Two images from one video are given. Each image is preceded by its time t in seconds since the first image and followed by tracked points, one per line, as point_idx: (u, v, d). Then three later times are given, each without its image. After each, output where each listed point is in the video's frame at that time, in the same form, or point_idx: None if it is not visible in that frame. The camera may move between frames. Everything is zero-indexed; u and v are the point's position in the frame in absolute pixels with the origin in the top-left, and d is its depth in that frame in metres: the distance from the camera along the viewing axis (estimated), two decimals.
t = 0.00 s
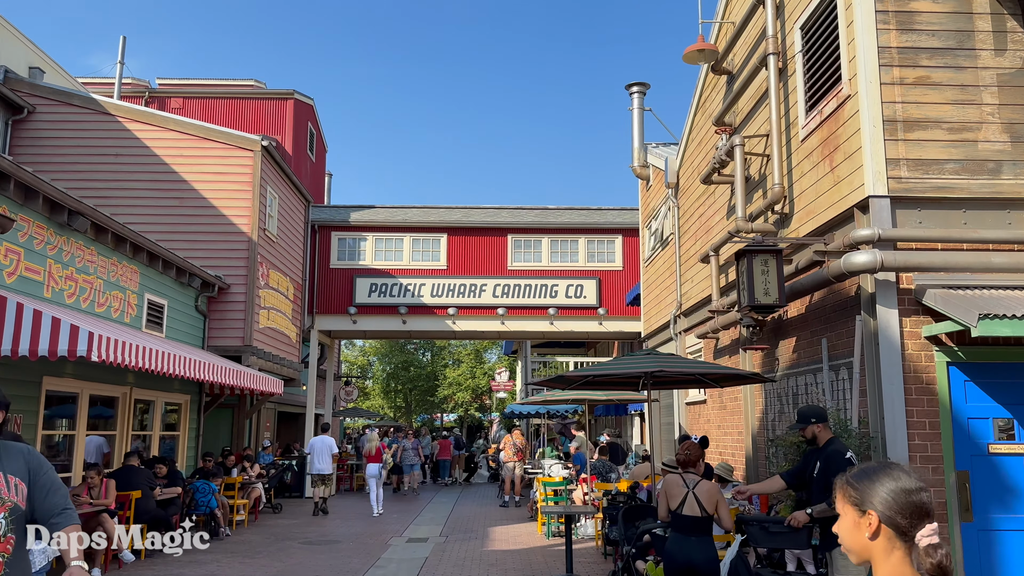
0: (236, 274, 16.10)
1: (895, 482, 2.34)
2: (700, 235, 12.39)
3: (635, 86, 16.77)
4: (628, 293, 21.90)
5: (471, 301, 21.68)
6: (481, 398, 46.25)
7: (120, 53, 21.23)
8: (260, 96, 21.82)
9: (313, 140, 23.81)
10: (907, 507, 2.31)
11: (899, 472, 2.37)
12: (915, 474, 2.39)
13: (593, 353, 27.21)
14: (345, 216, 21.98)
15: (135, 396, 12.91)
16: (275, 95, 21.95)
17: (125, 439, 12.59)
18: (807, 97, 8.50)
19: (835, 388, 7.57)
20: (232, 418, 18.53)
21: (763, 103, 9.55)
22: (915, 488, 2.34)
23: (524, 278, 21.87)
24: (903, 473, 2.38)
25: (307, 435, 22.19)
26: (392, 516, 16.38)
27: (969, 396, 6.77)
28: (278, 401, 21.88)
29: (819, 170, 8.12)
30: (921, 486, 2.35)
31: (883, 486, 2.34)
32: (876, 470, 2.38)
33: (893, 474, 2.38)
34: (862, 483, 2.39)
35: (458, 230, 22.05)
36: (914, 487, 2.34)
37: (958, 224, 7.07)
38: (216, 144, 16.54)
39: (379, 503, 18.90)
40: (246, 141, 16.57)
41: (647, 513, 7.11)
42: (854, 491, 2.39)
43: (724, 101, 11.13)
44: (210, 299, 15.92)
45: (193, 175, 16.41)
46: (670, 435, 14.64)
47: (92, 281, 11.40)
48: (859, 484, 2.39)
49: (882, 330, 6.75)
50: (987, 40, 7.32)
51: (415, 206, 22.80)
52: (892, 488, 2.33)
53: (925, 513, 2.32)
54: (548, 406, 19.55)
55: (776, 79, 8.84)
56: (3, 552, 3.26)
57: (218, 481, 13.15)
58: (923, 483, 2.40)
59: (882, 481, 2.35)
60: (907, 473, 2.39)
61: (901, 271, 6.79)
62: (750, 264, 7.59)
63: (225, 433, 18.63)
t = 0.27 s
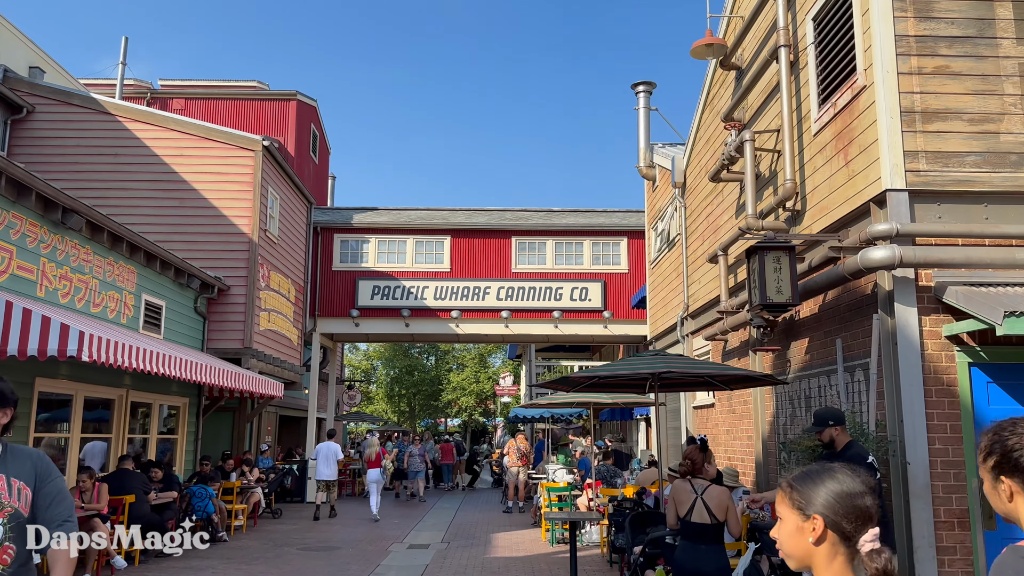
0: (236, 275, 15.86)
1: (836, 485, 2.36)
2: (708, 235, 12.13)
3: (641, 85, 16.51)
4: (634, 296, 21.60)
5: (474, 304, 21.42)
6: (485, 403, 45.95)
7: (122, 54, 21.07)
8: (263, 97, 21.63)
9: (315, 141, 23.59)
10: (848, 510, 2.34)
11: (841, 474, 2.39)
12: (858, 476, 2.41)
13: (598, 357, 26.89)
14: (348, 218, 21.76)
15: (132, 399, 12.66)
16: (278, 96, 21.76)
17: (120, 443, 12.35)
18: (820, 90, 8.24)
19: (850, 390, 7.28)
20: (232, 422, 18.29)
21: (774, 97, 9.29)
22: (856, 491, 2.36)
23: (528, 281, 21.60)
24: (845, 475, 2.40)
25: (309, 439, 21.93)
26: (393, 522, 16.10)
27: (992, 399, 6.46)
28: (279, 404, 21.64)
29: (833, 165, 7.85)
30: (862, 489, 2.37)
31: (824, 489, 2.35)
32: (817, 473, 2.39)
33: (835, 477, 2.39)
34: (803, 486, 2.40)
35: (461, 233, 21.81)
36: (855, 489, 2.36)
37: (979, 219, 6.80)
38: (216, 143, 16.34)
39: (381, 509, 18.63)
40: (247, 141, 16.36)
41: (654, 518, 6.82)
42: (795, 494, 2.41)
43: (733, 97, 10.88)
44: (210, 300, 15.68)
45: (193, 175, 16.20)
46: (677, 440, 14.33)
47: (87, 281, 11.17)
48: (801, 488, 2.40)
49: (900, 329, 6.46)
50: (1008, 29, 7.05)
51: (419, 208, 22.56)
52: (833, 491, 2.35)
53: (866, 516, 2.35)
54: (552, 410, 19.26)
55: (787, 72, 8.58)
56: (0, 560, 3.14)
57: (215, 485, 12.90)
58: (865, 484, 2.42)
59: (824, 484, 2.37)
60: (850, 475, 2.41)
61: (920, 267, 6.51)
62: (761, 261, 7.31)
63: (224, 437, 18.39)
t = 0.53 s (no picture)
0: (234, 280, 15.63)
1: (768, 492, 2.58)
2: (715, 238, 11.86)
3: (646, 87, 16.26)
4: (638, 301, 21.30)
5: (477, 309, 21.16)
6: (488, 409, 45.63)
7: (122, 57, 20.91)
8: (264, 100, 21.43)
9: (317, 145, 23.38)
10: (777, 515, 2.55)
11: (773, 482, 2.62)
12: (790, 485, 2.63)
13: (602, 363, 26.58)
14: (349, 222, 21.53)
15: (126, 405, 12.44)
16: (279, 99, 21.56)
17: (114, 450, 12.12)
18: (831, 87, 7.98)
19: (865, 398, 7.00)
20: (231, 429, 18.03)
21: (783, 95, 9.03)
22: (787, 498, 2.58)
23: (531, 286, 21.32)
24: (778, 484, 2.62)
25: (310, 446, 21.65)
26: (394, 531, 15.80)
27: (1015, 408, 6.16)
28: (280, 411, 21.37)
29: (846, 164, 7.59)
30: (792, 496, 2.60)
31: (757, 496, 2.57)
32: (751, 480, 2.61)
33: (767, 485, 2.62)
34: (738, 493, 2.61)
35: (464, 237, 21.56)
36: (785, 497, 2.58)
37: (1000, 218, 6.55)
38: (215, 146, 16.12)
39: (382, 517, 18.34)
40: (246, 143, 16.14)
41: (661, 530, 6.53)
42: (731, 501, 2.62)
43: (741, 97, 10.63)
44: (208, 305, 15.44)
45: (191, 178, 15.99)
46: (683, 447, 14.02)
47: (81, 285, 10.94)
48: (736, 495, 2.61)
49: (919, 334, 6.18)
50: None
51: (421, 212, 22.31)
52: (765, 497, 2.57)
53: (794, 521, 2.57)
54: (556, 417, 18.98)
55: (797, 69, 8.33)
56: None
57: (211, 494, 12.64)
58: (795, 492, 2.64)
59: (757, 491, 2.59)
60: (780, 483, 2.64)
61: (939, 269, 6.24)
62: (773, 263, 7.02)
63: (223, 444, 18.12)
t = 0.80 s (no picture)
0: (233, 282, 15.38)
1: (715, 496, 2.43)
2: (723, 238, 11.59)
3: (651, 86, 16.00)
4: (643, 304, 21.02)
5: (479, 313, 20.90)
6: (491, 415, 45.34)
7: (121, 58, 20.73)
8: (264, 101, 21.22)
9: (318, 147, 23.15)
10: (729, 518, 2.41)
11: (720, 486, 2.47)
12: (739, 489, 2.49)
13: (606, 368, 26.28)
14: (350, 225, 21.28)
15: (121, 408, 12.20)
16: (280, 101, 21.34)
17: (108, 454, 11.88)
18: (845, 79, 7.71)
19: (884, 400, 6.71)
20: (230, 434, 17.77)
21: (794, 89, 8.76)
22: (736, 503, 2.44)
23: (534, 289, 21.05)
24: (725, 487, 2.48)
25: (310, 452, 21.37)
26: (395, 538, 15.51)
27: None
28: (280, 416, 21.11)
29: (861, 158, 7.32)
30: (740, 500, 2.45)
31: (705, 500, 2.42)
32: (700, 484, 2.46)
33: (715, 488, 2.47)
34: (686, 497, 2.46)
35: (466, 240, 21.30)
36: (733, 501, 2.44)
37: None
38: (213, 146, 15.90)
39: (383, 524, 18.05)
40: (245, 144, 15.91)
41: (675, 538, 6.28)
42: (679, 506, 2.47)
43: (749, 93, 10.37)
44: (206, 308, 15.20)
45: (189, 179, 15.76)
46: (690, 453, 13.72)
47: (74, 286, 10.70)
48: (683, 499, 2.46)
49: (940, 332, 5.90)
50: None
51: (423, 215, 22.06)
52: (713, 502, 2.41)
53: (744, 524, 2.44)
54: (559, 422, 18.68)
55: (809, 60, 8.06)
56: None
57: (208, 500, 12.38)
58: (744, 496, 2.49)
59: (704, 495, 2.44)
60: (729, 488, 2.49)
61: (962, 264, 5.96)
62: (786, 260, 6.76)
63: (222, 450, 17.86)
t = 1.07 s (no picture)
0: (232, 288, 15.13)
1: (657, 518, 2.40)
2: (731, 242, 11.32)
3: (656, 89, 15.76)
4: (648, 310, 20.72)
5: (482, 319, 20.62)
6: (494, 422, 45.01)
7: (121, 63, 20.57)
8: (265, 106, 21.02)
9: (320, 153, 22.94)
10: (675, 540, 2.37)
11: (663, 507, 2.43)
12: (681, 510, 2.46)
13: (611, 375, 25.97)
14: (352, 231, 21.04)
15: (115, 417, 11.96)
16: (281, 106, 21.14)
17: (102, 464, 11.64)
18: (860, 75, 7.44)
19: (904, 409, 6.42)
20: (230, 442, 17.49)
21: (806, 87, 8.50)
22: (678, 524, 2.40)
23: (538, 295, 20.77)
24: (668, 507, 2.45)
25: (311, 460, 21.08)
26: (396, 548, 15.20)
27: None
28: (280, 424, 20.83)
29: (877, 157, 7.05)
30: (682, 522, 2.42)
31: (647, 521, 2.38)
32: (642, 505, 2.42)
33: (658, 509, 2.44)
34: (628, 518, 2.42)
35: (469, 245, 21.05)
36: (675, 523, 2.40)
37: None
38: (213, 151, 15.69)
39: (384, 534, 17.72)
40: (245, 148, 15.69)
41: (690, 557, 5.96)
42: (621, 527, 2.42)
43: (758, 93, 10.11)
44: (204, 314, 14.94)
45: (188, 183, 15.55)
46: (698, 462, 13.40)
47: (67, 291, 10.47)
48: (625, 519, 2.43)
49: (966, 336, 5.62)
50: None
51: (425, 220, 21.82)
52: (655, 523, 2.38)
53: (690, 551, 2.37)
54: (563, 430, 18.38)
55: (822, 57, 7.80)
56: None
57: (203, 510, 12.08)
58: (687, 518, 2.47)
59: (646, 516, 2.40)
60: (672, 509, 2.46)
61: (988, 266, 5.68)
62: (801, 262, 6.48)
63: (221, 458, 17.58)
